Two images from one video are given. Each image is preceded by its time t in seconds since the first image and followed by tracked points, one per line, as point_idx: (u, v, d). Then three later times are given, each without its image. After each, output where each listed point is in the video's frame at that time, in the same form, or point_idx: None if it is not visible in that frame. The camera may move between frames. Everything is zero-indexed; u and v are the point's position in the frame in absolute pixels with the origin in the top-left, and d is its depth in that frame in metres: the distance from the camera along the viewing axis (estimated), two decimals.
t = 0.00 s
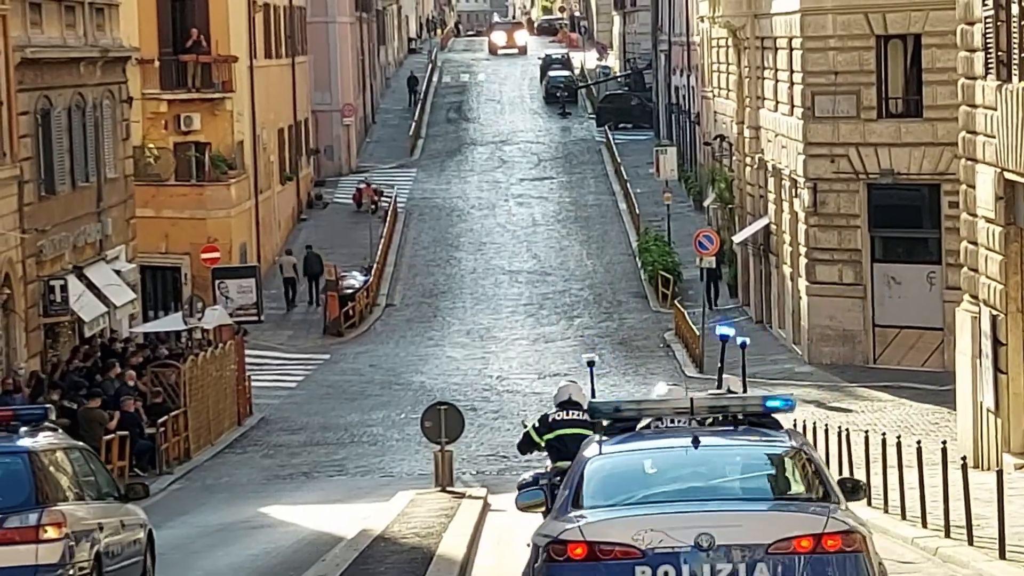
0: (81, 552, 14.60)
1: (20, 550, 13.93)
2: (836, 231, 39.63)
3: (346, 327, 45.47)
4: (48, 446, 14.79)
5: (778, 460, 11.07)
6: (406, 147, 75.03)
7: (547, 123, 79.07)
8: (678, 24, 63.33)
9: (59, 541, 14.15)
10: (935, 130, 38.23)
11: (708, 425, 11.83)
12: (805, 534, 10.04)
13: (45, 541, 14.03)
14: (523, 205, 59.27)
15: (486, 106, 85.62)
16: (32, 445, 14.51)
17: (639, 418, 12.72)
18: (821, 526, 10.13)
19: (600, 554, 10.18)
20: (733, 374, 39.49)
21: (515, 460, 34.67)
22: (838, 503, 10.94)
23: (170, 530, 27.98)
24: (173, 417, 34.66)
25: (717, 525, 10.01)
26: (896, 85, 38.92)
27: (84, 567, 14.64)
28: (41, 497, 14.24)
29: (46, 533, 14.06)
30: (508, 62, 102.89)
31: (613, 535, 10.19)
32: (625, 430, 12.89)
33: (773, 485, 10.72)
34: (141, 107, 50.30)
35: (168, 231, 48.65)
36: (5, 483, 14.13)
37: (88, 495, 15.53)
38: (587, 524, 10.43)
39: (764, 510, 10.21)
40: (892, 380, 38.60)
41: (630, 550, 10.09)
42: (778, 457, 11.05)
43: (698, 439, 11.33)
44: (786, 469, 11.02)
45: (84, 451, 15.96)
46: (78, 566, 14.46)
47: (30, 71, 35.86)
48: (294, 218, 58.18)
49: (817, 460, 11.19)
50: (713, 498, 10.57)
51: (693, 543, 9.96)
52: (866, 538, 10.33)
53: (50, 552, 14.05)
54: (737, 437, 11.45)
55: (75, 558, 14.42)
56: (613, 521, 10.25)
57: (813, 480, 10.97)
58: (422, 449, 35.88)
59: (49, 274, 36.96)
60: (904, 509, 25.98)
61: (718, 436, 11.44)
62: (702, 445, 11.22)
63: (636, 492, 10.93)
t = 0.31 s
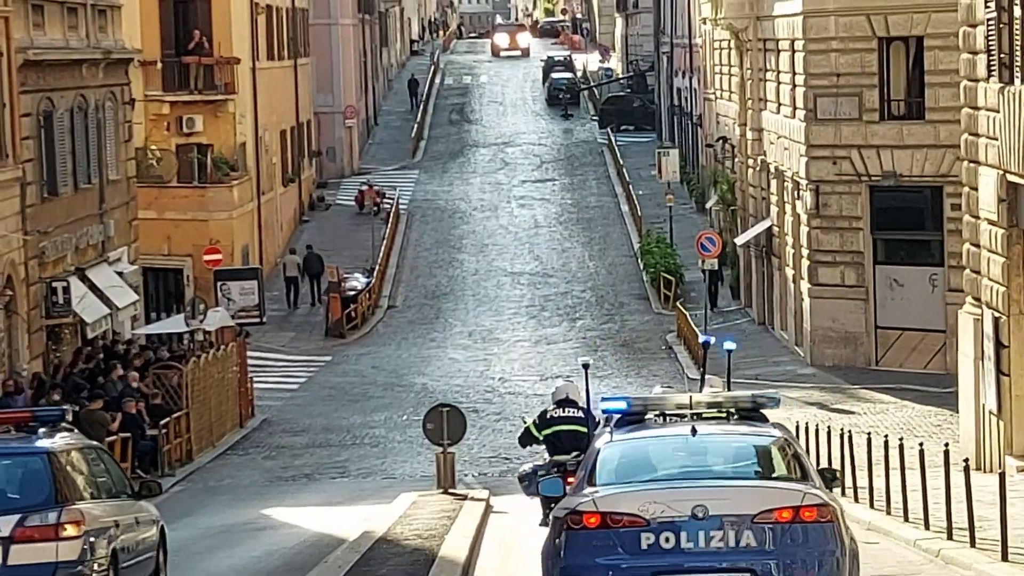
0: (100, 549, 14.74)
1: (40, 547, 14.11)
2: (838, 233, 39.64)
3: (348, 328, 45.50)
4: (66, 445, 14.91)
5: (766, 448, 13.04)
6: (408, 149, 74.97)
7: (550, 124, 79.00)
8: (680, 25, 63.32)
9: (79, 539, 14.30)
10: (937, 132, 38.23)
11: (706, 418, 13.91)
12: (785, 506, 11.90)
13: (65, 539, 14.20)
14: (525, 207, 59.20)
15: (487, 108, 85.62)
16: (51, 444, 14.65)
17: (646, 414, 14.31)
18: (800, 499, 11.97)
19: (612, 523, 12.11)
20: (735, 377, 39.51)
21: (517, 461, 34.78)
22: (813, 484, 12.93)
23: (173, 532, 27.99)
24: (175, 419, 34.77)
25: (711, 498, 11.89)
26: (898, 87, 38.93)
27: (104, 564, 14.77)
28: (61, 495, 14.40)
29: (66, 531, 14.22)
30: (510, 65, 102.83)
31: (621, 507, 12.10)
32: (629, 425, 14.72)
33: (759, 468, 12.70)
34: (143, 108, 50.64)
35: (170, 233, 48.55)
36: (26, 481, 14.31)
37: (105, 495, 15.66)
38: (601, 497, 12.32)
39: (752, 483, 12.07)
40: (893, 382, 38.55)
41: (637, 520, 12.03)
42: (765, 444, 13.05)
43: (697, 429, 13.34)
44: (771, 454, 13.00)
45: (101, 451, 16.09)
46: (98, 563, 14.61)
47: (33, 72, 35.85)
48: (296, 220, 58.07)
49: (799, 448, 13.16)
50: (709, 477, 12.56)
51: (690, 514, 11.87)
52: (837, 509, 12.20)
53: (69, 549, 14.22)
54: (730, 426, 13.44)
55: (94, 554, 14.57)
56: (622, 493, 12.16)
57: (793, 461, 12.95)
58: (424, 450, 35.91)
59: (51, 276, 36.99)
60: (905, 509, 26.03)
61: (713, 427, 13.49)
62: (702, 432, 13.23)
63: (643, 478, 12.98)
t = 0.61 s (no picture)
0: (100, 557, 15.57)
1: (42, 558, 14.95)
2: (869, 234, 36.91)
3: (343, 336, 42.73)
4: (67, 459, 15.73)
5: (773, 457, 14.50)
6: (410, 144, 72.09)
7: (559, 117, 76.03)
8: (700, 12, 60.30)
9: (80, 551, 15.13)
10: (976, 125, 35.55)
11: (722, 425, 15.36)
12: (790, 506, 13.55)
13: (67, 551, 15.04)
14: (533, 204, 56.26)
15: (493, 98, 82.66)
16: (54, 456, 15.50)
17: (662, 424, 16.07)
18: (804, 499, 13.61)
19: (633, 522, 13.78)
20: (759, 388, 36.78)
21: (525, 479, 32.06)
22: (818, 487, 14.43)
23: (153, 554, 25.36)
24: (159, 432, 32.14)
25: (723, 500, 13.54)
26: (933, 77, 36.24)
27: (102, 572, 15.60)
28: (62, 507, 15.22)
29: (68, 543, 15.06)
30: (518, 53, 99.60)
31: (642, 509, 13.76)
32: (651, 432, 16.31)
33: (772, 473, 14.19)
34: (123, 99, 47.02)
35: (153, 233, 45.86)
36: (29, 495, 15.16)
37: (101, 505, 16.40)
38: (622, 498, 14.00)
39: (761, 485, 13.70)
40: (928, 394, 35.81)
41: (656, 520, 13.70)
42: (774, 451, 14.61)
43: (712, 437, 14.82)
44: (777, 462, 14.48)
45: (98, 462, 16.74)
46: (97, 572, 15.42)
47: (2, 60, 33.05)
48: (288, 218, 55.00)
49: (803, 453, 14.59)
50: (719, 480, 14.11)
51: (704, 514, 13.53)
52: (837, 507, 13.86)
53: (71, 560, 15.07)
54: (743, 437, 14.78)
55: (94, 564, 15.40)
56: (642, 496, 13.80)
57: (796, 467, 14.45)
58: (424, 467, 33.17)
59: (25, 280, 34.28)
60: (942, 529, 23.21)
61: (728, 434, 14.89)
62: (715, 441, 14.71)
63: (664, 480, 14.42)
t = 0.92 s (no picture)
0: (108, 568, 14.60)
1: (51, 566, 13.94)
2: (899, 231, 34.67)
3: (339, 339, 40.59)
4: (73, 464, 14.80)
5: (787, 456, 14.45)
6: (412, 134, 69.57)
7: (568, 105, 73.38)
8: None
9: (88, 559, 14.16)
10: (1012, 115, 33.42)
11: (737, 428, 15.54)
12: (802, 500, 13.38)
13: (76, 558, 14.06)
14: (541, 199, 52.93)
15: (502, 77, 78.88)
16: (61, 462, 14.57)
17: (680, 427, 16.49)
18: (817, 492, 13.47)
19: (653, 515, 13.59)
20: (781, 395, 34.47)
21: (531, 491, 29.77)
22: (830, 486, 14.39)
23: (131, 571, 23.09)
24: (142, 442, 29.90)
25: (738, 493, 13.40)
26: (967, 64, 34.05)
27: None
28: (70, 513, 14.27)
29: (76, 550, 14.09)
30: (526, 37, 96.72)
31: (662, 501, 13.58)
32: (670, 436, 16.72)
33: (784, 471, 14.13)
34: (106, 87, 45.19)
35: (135, 229, 43.32)
36: (35, 501, 14.24)
37: (109, 511, 15.47)
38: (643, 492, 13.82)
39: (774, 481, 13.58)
40: (961, 401, 33.52)
41: (674, 512, 13.53)
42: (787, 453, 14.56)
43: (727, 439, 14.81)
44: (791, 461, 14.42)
45: (106, 467, 15.84)
46: None
47: None
48: (279, 214, 51.95)
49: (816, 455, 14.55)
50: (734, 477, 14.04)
51: (720, 507, 13.38)
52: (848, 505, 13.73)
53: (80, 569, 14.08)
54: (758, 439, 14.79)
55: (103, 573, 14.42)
56: (662, 490, 13.63)
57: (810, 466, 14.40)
58: (424, 479, 30.88)
59: None
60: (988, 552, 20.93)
61: (744, 436, 14.89)
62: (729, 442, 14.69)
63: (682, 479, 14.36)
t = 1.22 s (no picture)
0: None
1: None
2: (947, 226, 31.31)
3: (329, 346, 37.33)
4: (66, 479, 14.38)
5: (816, 472, 14.73)
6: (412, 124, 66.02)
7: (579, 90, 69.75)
8: None
9: None
10: None
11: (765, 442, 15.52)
12: (827, 514, 13.79)
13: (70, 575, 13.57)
14: (553, 191, 49.21)
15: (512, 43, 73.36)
16: (55, 476, 14.15)
17: (708, 437, 16.37)
18: (840, 507, 13.87)
19: (683, 527, 14.00)
20: (818, 408, 31.13)
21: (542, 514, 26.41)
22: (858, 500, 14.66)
23: None
24: (113, 459, 26.56)
25: (767, 507, 13.84)
26: None
27: None
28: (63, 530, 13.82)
29: (70, 567, 13.60)
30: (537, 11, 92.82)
31: (691, 513, 14.00)
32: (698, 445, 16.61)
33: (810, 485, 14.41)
34: (73, 67, 41.26)
35: (105, 225, 40.14)
36: (27, 517, 13.78)
37: (99, 528, 14.99)
38: (674, 505, 14.22)
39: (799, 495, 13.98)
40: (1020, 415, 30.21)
41: (704, 525, 13.93)
42: (814, 467, 14.76)
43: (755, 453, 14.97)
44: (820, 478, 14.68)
45: (95, 482, 15.38)
46: None
47: None
48: (264, 208, 48.44)
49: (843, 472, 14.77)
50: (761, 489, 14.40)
51: (748, 521, 13.82)
52: (874, 517, 14.10)
53: None
54: (787, 454, 14.96)
55: None
56: (692, 503, 14.05)
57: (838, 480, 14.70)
58: (425, 500, 27.53)
59: None
60: None
61: (772, 451, 15.11)
62: (757, 455, 14.93)
63: (712, 492, 14.68)
